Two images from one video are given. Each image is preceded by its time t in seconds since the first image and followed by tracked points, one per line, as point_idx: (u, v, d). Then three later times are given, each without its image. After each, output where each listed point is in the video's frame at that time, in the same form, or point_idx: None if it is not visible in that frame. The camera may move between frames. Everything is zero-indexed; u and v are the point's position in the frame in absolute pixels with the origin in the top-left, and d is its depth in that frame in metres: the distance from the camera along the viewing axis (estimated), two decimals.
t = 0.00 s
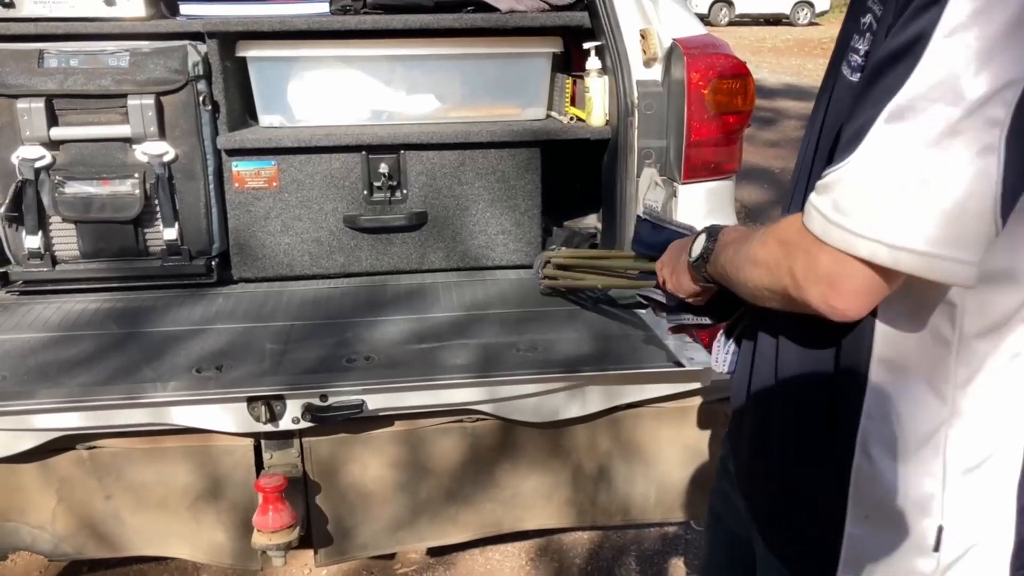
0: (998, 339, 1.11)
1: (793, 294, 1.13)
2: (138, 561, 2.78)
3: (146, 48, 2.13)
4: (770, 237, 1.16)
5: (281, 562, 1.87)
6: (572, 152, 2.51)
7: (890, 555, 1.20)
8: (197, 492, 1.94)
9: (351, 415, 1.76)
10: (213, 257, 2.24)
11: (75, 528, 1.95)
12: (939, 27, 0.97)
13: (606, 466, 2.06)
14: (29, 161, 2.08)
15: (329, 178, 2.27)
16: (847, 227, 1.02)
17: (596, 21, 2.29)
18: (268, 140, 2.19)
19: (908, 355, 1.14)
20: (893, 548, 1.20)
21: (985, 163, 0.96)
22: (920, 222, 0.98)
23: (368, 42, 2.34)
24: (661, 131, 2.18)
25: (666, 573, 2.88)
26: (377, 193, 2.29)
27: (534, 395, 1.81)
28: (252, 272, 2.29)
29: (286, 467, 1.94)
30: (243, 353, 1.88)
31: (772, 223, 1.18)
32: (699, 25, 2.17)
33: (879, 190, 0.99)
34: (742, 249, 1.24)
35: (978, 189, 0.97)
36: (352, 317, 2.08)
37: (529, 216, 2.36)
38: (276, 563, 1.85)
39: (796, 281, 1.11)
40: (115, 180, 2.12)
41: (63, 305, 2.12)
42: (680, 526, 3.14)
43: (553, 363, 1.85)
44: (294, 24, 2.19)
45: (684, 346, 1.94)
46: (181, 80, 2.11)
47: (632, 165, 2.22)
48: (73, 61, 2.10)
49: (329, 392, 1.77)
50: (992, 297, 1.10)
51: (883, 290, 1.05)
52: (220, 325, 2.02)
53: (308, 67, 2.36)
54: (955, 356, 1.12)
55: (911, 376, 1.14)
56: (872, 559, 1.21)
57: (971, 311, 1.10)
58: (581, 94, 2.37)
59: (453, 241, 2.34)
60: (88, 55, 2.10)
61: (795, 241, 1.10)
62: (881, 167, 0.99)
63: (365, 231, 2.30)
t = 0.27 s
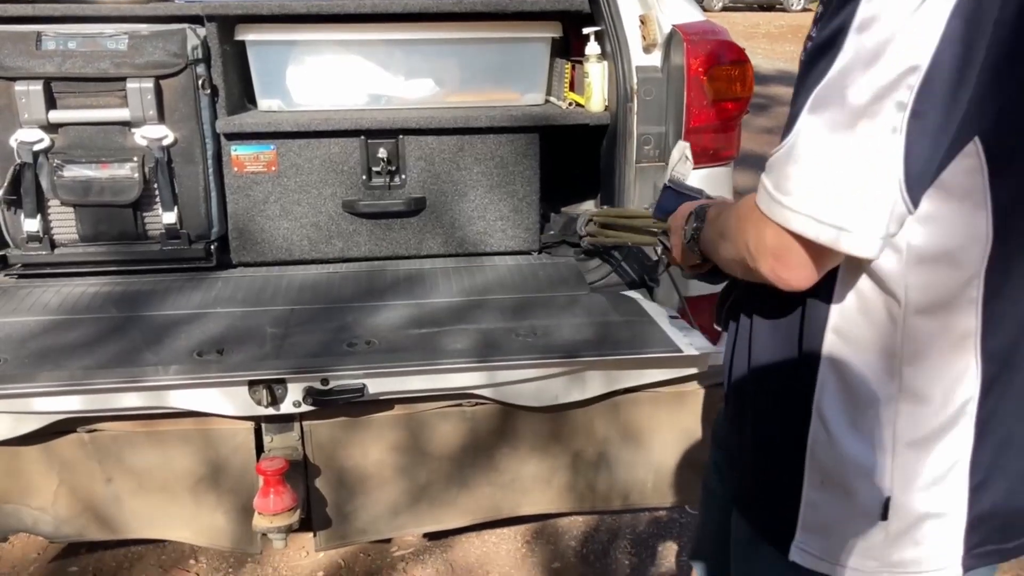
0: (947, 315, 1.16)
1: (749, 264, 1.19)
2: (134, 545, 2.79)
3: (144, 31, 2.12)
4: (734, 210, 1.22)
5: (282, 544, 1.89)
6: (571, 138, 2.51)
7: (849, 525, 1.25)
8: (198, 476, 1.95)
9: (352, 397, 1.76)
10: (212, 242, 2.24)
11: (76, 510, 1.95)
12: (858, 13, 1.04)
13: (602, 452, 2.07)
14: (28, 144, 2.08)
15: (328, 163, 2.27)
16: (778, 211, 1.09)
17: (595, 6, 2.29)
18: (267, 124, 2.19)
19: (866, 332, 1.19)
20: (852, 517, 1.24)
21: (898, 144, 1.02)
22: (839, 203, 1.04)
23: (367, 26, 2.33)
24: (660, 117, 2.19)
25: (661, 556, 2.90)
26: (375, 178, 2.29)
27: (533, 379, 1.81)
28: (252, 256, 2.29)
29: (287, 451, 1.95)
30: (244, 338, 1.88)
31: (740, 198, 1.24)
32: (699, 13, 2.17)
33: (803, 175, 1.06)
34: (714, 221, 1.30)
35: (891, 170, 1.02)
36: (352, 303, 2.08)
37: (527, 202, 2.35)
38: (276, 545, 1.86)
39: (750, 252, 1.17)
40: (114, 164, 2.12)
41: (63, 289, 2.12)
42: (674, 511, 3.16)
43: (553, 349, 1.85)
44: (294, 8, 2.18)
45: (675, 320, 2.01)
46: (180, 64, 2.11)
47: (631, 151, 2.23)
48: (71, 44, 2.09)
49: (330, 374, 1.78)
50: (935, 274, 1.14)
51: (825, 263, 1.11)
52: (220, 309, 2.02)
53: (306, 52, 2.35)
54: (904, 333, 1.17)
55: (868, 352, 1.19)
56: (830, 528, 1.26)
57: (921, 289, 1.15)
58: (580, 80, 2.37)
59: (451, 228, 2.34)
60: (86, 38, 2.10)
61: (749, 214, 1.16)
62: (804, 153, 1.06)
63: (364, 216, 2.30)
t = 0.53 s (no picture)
0: (934, 275, 1.24)
1: (799, 265, 1.16)
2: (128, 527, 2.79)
3: (149, 11, 2.11)
4: (763, 220, 1.20)
5: (290, 525, 1.90)
6: (573, 126, 2.53)
7: (832, 471, 1.33)
8: (204, 457, 1.96)
9: (363, 377, 1.79)
10: (216, 224, 2.25)
11: (81, 490, 1.96)
12: None
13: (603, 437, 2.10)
14: (31, 123, 2.06)
15: (332, 146, 2.27)
16: (810, 191, 1.10)
17: None
18: (272, 107, 2.19)
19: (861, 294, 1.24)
20: (836, 463, 1.33)
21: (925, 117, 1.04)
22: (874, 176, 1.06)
23: (372, 11, 2.35)
24: (663, 106, 2.21)
25: (652, 541, 2.94)
26: (379, 162, 2.29)
27: (543, 361, 1.85)
28: (254, 239, 2.29)
29: (293, 432, 1.97)
30: (253, 320, 1.89)
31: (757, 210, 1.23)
32: (703, 3, 2.19)
33: (834, 152, 1.08)
34: (732, 238, 1.28)
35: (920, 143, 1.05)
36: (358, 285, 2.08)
37: (529, 188, 2.37)
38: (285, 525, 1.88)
39: (801, 253, 1.15)
40: (117, 144, 2.11)
41: (66, 269, 2.12)
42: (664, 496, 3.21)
43: (565, 334, 1.86)
44: None
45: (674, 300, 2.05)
46: (186, 45, 2.10)
47: (634, 139, 2.26)
48: (75, 22, 2.07)
49: (341, 356, 1.80)
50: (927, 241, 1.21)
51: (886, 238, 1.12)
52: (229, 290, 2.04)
53: (310, 36, 2.36)
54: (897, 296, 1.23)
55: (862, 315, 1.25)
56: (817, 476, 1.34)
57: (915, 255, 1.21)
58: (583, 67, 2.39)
59: (454, 213, 2.35)
60: (90, 17, 2.08)
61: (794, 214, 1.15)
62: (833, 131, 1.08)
63: (367, 200, 2.30)
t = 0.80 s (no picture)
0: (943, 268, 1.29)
1: (892, 280, 1.13)
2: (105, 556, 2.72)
3: (157, 32, 2.10)
4: (824, 264, 1.17)
5: (298, 550, 1.89)
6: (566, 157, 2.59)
7: (844, 459, 1.36)
8: (210, 480, 1.94)
9: (379, 401, 1.80)
10: (217, 247, 2.23)
11: (80, 516, 1.91)
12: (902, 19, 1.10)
13: (601, 455, 2.14)
14: (33, 142, 2.03)
15: (335, 172, 2.28)
16: (873, 204, 1.10)
17: (599, 30, 2.37)
18: (279, 131, 2.19)
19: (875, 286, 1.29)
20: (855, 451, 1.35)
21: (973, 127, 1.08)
22: (930, 184, 1.08)
23: (378, 40, 2.36)
24: (660, 141, 2.27)
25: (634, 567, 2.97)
26: (382, 188, 2.32)
27: (555, 387, 1.88)
28: (255, 263, 2.29)
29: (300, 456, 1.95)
30: (266, 344, 1.88)
31: (805, 264, 1.21)
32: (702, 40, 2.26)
33: (891, 166, 1.09)
34: (793, 287, 1.22)
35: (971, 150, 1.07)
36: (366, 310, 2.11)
37: (529, 217, 2.41)
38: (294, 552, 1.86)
39: (883, 265, 1.12)
40: (119, 164, 2.09)
41: (64, 291, 2.09)
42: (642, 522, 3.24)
43: (578, 360, 1.91)
44: (309, 17, 2.19)
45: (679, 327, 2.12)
46: (195, 67, 2.09)
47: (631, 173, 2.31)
48: (82, 42, 2.05)
49: (357, 381, 1.80)
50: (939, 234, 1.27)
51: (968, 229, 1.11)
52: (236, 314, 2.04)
53: (314, 61, 2.36)
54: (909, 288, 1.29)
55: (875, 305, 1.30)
56: (828, 464, 1.36)
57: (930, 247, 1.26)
58: (580, 101, 2.44)
59: (454, 240, 2.39)
60: (97, 37, 2.06)
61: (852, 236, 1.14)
62: (881, 143, 1.09)
63: (369, 226, 2.32)
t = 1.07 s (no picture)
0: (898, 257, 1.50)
1: (895, 258, 1.34)
2: None
3: (147, 49, 2.08)
4: (831, 257, 1.37)
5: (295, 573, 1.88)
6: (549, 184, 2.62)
7: (832, 432, 1.55)
8: (201, 502, 1.88)
9: (381, 422, 1.83)
10: (203, 266, 2.20)
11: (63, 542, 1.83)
12: (863, 34, 1.34)
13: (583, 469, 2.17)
14: (17, 158, 1.98)
15: (323, 192, 2.28)
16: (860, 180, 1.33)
17: (584, 56, 2.42)
18: (268, 150, 2.18)
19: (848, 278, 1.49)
20: (838, 427, 1.55)
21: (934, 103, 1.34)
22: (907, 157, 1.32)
23: (366, 61, 2.35)
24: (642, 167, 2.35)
25: None
26: (369, 208, 2.32)
27: (554, 407, 1.97)
28: (240, 282, 2.27)
29: (293, 477, 1.93)
30: (264, 364, 1.89)
31: (813, 267, 1.39)
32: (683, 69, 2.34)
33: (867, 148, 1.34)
34: (809, 290, 1.39)
35: (933, 126, 1.34)
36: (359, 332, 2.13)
37: (512, 239, 2.45)
38: (290, 574, 1.85)
39: (886, 245, 1.34)
40: (106, 182, 2.05)
41: (47, 310, 2.05)
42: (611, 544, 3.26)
43: (576, 378, 2.02)
44: (300, 36, 2.20)
45: (657, 346, 2.24)
46: (186, 84, 2.08)
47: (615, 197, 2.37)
48: (68, 57, 2.01)
49: (357, 401, 1.83)
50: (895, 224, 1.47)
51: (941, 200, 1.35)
52: (229, 335, 2.03)
53: (300, 79, 2.34)
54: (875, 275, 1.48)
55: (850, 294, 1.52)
56: (821, 441, 1.55)
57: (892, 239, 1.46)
58: (564, 125, 2.49)
59: (439, 261, 2.41)
60: (86, 52, 2.03)
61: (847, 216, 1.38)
62: (860, 132, 1.34)
63: (356, 246, 2.32)
